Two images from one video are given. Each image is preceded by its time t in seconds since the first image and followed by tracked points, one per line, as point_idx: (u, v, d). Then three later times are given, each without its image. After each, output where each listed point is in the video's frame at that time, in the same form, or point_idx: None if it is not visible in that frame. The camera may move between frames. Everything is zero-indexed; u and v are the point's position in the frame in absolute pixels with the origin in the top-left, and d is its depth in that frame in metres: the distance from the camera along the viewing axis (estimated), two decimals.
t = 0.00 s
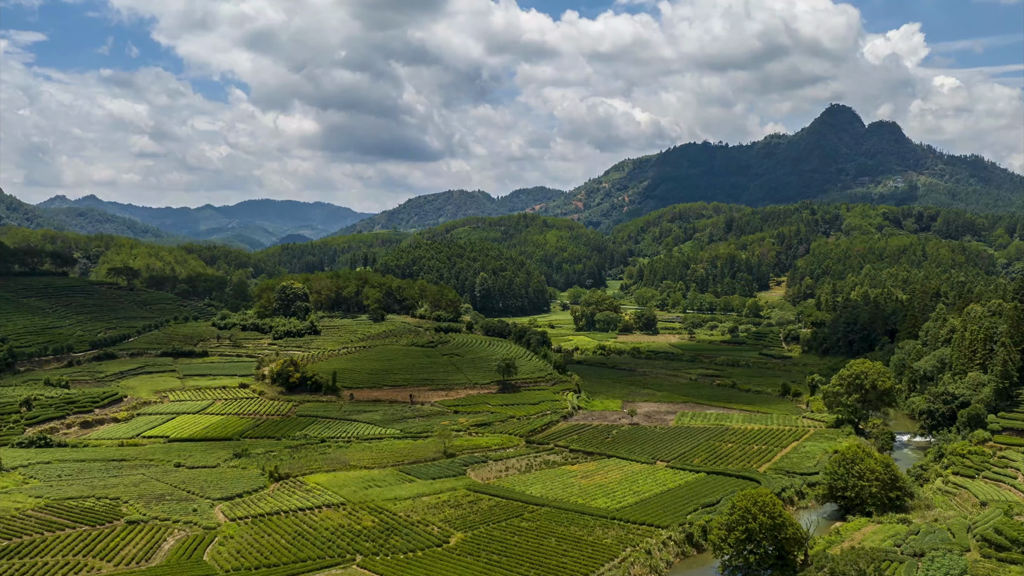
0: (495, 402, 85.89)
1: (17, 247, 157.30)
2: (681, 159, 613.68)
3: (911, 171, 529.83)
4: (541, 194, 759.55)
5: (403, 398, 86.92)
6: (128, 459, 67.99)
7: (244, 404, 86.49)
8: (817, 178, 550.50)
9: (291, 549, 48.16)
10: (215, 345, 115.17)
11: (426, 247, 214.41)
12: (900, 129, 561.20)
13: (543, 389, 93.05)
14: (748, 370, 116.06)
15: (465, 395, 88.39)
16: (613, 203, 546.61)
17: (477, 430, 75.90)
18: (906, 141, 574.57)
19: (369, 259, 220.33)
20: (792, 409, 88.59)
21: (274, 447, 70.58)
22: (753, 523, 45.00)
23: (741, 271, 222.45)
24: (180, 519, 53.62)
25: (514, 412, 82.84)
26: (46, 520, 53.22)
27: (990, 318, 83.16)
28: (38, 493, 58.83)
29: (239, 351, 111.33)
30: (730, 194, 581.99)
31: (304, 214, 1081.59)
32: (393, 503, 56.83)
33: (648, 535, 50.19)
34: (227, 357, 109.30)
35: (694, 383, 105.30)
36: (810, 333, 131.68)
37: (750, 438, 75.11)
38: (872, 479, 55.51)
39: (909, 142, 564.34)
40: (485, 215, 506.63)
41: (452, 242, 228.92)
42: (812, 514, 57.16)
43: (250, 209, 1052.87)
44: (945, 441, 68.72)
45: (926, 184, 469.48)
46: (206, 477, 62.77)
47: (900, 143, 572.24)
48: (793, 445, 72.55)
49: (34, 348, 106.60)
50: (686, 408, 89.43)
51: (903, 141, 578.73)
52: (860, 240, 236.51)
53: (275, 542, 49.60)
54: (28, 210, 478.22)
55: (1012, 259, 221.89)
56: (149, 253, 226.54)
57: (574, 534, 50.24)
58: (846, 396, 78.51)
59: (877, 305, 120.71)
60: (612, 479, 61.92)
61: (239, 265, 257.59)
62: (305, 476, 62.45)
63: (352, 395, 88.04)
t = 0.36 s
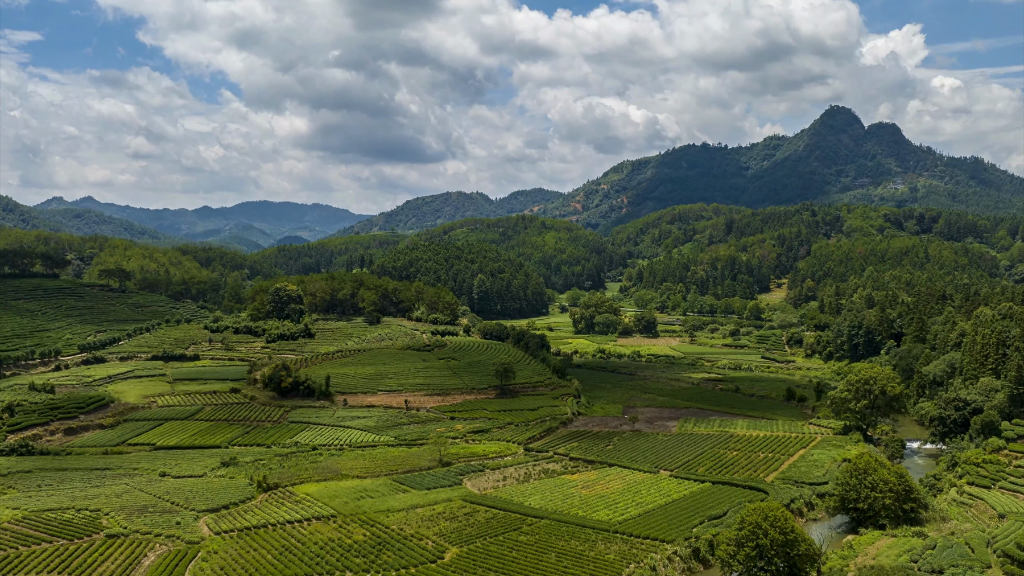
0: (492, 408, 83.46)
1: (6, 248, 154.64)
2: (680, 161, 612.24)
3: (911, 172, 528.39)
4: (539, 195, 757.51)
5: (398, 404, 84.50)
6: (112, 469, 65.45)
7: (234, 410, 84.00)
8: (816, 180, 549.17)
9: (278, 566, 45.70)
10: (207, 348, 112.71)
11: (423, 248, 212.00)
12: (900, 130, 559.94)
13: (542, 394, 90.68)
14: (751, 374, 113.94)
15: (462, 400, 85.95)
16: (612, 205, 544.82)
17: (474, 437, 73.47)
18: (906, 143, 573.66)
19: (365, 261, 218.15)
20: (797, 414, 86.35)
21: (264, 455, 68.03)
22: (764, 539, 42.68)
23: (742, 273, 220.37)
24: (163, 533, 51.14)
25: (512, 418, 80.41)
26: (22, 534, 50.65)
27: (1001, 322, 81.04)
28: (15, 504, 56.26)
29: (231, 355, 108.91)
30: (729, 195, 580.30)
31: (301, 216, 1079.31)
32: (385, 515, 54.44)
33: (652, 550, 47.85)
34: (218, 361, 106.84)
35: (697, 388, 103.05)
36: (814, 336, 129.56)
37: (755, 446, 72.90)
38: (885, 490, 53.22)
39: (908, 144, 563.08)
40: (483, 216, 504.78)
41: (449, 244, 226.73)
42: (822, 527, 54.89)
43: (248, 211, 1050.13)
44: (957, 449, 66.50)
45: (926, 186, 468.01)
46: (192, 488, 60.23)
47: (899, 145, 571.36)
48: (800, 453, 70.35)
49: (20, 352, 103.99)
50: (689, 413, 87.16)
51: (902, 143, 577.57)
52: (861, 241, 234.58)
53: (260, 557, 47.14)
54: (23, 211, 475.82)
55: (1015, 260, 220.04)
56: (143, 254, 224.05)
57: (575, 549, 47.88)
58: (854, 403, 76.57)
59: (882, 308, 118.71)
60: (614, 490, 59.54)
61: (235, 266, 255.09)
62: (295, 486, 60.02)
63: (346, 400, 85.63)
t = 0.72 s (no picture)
0: (489, 413, 80.83)
1: None
2: (679, 161, 610.27)
3: (910, 172, 526.88)
4: (538, 196, 755.00)
5: (392, 409, 81.77)
6: (92, 478, 62.50)
7: (223, 415, 81.17)
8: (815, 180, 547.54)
9: None
10: (197, 351, 109.90)
11: (419, 249, 208.98)
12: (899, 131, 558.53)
13: (540, 398, 88.06)
14: (754, 378, 111.55)
15: (457, 405, 83.27)
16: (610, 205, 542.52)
17: (470, 444, 70.79)
18: (905, 143, 572.48)
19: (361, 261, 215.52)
20: (803, 420, 83.88)
21: (251, 464, 65.20)
22: (777, 557, 40.11)
23: (742, 273, 218.04)
24: (141, 548, 48.27)
25: (510, 423, 77.79)
26: None
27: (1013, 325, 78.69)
28: None
29: (222, 358, 106.12)
30: (728, 196, 578.32)
31: (299, 216, 1075.74)
32: (376, 528, 51.76)
33: (658, 567, 45.25)
34: (208, 364, 103.95)
35: (699, 392, 100.49)
36: (817, 338, 127.21)
37: (762, 453, 70.55)
38: (902, 502, 50.74)
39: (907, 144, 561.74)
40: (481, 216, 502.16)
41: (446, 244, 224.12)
42: (834, 540, 52.41)
43: (246, 211, 1046.14)
44: (972, 457, 64.02)
45: (925, 186, 466.05)
46: (174, 500, 57.36)
47: (898, 145, 570.29)
48: (809, 461, 68.18)
49: (4, 355, 101.00)
50: (692, 418, 84.64)
51: (901, 143, 576.25)
52: (862, 241, 232.45)
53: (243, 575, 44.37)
54: (18, 211, 472.25)
55: (1017, 261, 218.12)
56: (136, 254, 220.99)
57: (576, 566, 45.23)
58: (863, 408, 74.50)
59: (887, 309, 116.42)
60: (616, 501, 56.91)
61: (230, 267, 252.04)
62: (282, 498, 57.28)
63: (338, 405, 82.88)
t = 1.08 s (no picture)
0: (485, 419, 77.99)
1: None
2: (676, 161, 608.27)
3: (908, 172, 525.74)
4: (535, 195, 752.00)
5: (384, 415, 78.81)
6: (67, 489, 59.07)
7: (209, 421, 78.03)
8: (813, 180, 546.03)
9: None
10: (185, 354, 106.60)
11: (415, 249, 205.79)
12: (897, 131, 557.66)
13: (538, 403, 85.24)
14: (757, 381, 108.88)
15: (452, 411, 80.38)
16: (608, 204, 539.89)
17: (464, 452, 67.86)
18: (903, 143, 571.27)
19: (356, 261, 212.43)
20: (809, 426, 81.29)
21: (234, 473, 62.07)
22: None
23: (742, 273, 215.54)
24: (113, 567, 45.03)
25: (506, 430, 74.94)
26: None
27: None
28: None
29: (211, 360, 102.94)
30: (726, 195, 576.47)
31: (295, 215, 1070.86)
32: (365, 544, 48.89)
33: None
34: (195, 367, 100.66)
35: (701, 396, 97.74)
36: (821, 341, 124.73)
37: (768, 462, 68.22)
38: (921, 516, 48.17)
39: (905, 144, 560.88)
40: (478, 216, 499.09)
41: (442, 244, 221.20)
42: (847, 556, 49.89)
43: (242, 211, 1041.07)
44: (989, 466, 61.37)
45: (925, 185, 464.80)
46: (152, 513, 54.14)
47: (896, 144, 568.96)
48: (818, 471, 66.35)
49: None
50: (694, 424, 81.93)
51: (900, 143, 575.22)
52: (863, 241, 230.42)
53: None
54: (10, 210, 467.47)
55: (1019, 261, 216.39)
56: (127, 254, 217.19)
57: None
58: (873, 414, 72.17)
59: (892, 311, 113.96)
60: (618, 514, 54.11)
61: (223, 267, 248.50)
62: (266, 511, 54.29)
63: (328, 411, 79.89)
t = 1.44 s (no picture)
0: (483, 424, 75.59)
1: None
2: (676, 161, 606.32)
3: (909, 172, 523.80)
4: (534, 195, 749.57)
5: (379, 420, 76.44)
6: (47, 498, 56.29)
7: (198, 427, 75.50)
8: (814, 179, 544.15)
9: None
10: (176, 356, 104.10)
11: (413, 249, 203.21)
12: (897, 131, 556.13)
13: (537, 407, 82.88)
14: (762, 384, 106.57)
15: (449, 416, 77.90)
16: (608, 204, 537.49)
17: (461, 460, 65.47)
18: (904, 143, 569.40)
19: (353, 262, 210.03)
20: (817, 432, 78.97)
21: (221, 482, 59.56)
22: None
23: (743, 273, 213.24)
24: None
25: (505, 436, 72.54)
26: None
27: None
28: None
29: (202, 363, 100.54)
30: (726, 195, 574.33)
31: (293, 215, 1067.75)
32: (356, 558, 46.49)
33: None
34: (186, 371, 98.15)
35: (705, 400, 95.27)
36: (825, 342, 122.58)
37: (776, 471, 65.91)
38: (940, 530, 45.91)
39: (906, 143, 559.20)
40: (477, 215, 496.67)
41: (440, 244, 218.79)
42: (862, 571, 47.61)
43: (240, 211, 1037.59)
44: (1006, 474, 59.04)
45: (926, 185, 462.92)
46: (134, 525, 51.52)
47: (897, 144, 566.77)
48: (828, 479, 64.08)
49: None
50: (699, 429, 79.56)
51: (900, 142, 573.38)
52: (866, 241, 228.34)
53: None
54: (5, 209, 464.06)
55: None
56: (121, 254, 214.52)
57: None
58: (884, 420, 69.92)
59: (899, 313, 111.73)
60: (622, 526, 51.74)
61: (219, 267, 245.77)
62: (253, 523, 51.84)
63: (321, 415, 77.50)
